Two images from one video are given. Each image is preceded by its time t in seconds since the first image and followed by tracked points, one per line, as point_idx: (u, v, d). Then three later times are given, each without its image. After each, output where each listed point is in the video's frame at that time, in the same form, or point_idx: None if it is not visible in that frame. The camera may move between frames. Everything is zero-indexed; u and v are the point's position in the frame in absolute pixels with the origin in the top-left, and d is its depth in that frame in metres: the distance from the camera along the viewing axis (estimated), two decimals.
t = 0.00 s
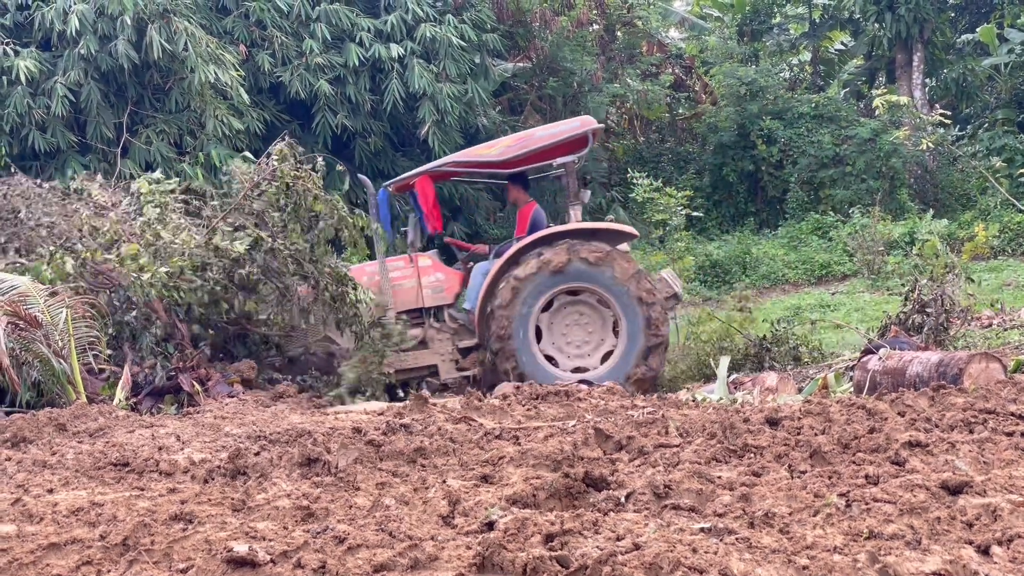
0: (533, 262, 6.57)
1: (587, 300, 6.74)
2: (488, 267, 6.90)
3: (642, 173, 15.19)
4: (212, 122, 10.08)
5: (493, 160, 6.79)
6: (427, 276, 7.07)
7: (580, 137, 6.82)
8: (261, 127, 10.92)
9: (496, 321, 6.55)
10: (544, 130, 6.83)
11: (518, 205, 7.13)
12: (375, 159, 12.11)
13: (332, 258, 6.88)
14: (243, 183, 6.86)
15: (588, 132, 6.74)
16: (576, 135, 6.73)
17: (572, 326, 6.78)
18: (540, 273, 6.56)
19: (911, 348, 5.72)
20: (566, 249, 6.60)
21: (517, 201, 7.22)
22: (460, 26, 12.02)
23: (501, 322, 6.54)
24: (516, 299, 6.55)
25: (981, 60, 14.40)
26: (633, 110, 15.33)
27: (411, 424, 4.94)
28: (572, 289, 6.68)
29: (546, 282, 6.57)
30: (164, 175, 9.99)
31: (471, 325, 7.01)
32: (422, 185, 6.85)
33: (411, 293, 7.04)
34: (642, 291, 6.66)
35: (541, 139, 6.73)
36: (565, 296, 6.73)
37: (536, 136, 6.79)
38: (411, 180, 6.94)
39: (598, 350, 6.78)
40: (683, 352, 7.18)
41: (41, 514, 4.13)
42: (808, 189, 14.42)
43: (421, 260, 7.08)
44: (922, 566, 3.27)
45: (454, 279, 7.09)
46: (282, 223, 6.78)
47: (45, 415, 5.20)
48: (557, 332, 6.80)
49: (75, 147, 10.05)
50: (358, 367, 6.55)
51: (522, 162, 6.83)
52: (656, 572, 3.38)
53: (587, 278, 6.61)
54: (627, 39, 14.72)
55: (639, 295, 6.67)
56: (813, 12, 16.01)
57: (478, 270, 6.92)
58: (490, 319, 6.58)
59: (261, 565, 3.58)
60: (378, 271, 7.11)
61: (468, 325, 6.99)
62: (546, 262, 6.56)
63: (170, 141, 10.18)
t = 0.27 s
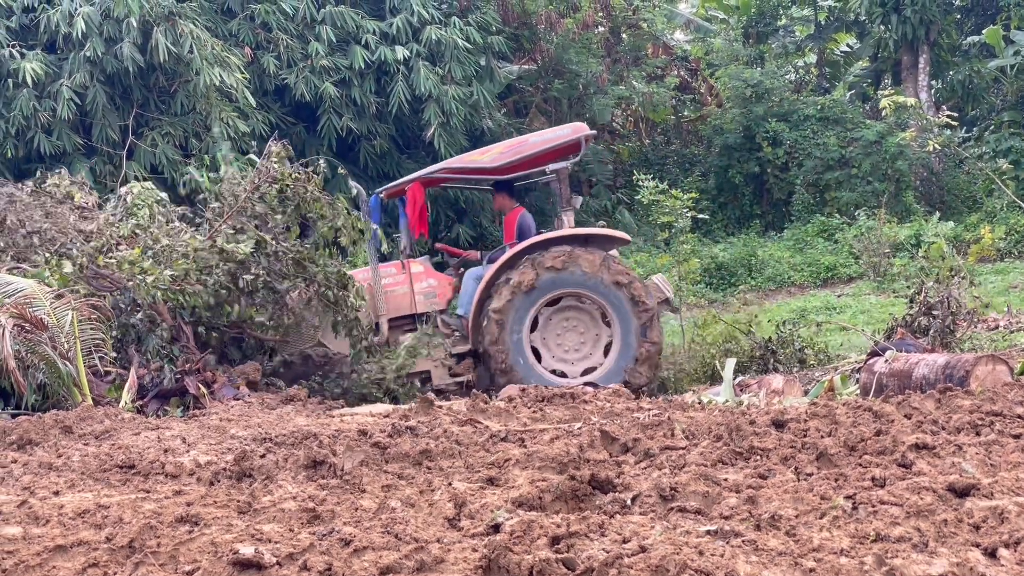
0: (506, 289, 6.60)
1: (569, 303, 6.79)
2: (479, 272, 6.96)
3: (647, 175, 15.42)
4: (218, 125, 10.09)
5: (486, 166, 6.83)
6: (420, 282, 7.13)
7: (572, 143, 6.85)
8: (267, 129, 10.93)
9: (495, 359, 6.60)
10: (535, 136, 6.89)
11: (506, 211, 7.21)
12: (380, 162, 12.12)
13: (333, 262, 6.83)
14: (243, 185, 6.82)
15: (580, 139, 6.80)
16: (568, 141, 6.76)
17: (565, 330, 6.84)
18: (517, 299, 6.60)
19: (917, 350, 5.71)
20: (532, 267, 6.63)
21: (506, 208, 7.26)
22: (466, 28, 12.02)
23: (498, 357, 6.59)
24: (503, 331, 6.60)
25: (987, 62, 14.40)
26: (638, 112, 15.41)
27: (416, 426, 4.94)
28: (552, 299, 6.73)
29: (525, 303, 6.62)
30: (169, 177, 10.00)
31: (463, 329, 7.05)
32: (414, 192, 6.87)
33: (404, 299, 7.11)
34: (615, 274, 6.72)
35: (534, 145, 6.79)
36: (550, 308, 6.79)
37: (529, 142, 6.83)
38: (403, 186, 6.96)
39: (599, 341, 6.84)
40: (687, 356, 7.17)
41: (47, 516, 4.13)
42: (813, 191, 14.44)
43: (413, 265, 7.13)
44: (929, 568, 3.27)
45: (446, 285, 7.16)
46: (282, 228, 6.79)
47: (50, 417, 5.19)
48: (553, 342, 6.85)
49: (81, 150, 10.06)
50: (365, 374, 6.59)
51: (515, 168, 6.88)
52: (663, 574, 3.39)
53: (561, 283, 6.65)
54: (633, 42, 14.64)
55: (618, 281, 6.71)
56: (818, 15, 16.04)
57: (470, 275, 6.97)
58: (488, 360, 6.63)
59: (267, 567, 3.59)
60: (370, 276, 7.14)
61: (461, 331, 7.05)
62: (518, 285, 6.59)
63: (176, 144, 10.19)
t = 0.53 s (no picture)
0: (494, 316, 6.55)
1: (555, 309, 6.78)
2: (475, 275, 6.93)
3: (655, 177, 15.39)
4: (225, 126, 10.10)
5: (481, 170, 6.89)
6: (415, 286, 7.06)
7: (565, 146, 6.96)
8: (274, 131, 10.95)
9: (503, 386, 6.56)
10: (529, 141, 6.97)
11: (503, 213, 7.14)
12: (387, 163, 12.12)
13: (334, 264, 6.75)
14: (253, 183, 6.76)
15: (574, 142, 6.89)
16: (562, 143, 6.88)
17: (560, 334, 6.82)
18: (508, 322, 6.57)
19: (926, 352, 5.70)
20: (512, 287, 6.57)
21: (504, 209, 7.21)
22: (474, 29, 12.02)
23: (506, 381, 6.55)
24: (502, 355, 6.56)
25: (996, 63, 14.36)
26: (645, 113, 15.43)
27: (425, 427, 4.94)
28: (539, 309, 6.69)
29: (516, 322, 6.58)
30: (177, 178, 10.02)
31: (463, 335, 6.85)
32: (411, 194, 6.85)
33: (400, 304, 7.03)
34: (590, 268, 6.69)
35: (529, 149, 6.87)
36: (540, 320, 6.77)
37: (522, 146, 6.91)
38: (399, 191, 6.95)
39: (596, 335, 6.84)
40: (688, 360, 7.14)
41: (57, 517, 4.14)
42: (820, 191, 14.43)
43: (408, 270, 7.06)
44: (939, 570, 3.28)
45: (441, 289, 7.09)
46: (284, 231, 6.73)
47: (60, 418, 5.18)
48: (551, 349, 6.82)
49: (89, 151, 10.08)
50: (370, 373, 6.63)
51: (510, 172, 6.94)
52: None
53: (543, 292, 6.62)
54: (640, 43, 14.61)
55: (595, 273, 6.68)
56: (826, 15, 16.01)
57: (466, 278, 6.94)
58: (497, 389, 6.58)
59: (276, 569, 3.60)
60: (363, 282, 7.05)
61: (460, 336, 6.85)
62: (502, 309, 6.53)
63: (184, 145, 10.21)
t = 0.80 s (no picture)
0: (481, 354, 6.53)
1: (537, 320, 6.72)
2: (466, 278, 6.94)
3: (665, 176, 15.48)
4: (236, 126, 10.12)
5: (475, 175, 6.80)
6: (406, 289, 7.04)
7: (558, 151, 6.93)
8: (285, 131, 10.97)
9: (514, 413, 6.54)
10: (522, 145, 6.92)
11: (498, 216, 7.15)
12: (397, 163, 12.12)
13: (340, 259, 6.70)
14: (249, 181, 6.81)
15: (566, 146, 6.89)
16: (555, 149, 6.85)
17: (551, 340, 6.76)
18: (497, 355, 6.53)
19: (937, 352, 5.69)
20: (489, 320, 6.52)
21: (499, 213, 7.20)
22: (484, 29, 12.01)
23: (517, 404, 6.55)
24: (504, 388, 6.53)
25: (1008, 63, 14.32)
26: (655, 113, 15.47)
27: (436, 427, 4.93)
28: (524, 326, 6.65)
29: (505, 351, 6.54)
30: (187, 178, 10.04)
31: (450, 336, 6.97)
32: (404, 198, 6.81)
33: (392, 307, 6.99)
34: (553, 269, 6.61)
35: (522, 153, 6.81)
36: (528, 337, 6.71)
37: (515, 151, 6.84)
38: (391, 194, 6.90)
39: (585, 327, 6.78)
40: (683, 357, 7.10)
41: (69, 516, 4.15)
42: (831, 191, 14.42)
43: (399, 273, 7.05)
44: (951, 571, 3.29)
45: (432, 292, 7.08)
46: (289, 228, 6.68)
47: (71, 417, 5.18)
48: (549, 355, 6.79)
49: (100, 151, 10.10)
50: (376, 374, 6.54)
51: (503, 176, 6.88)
52: None
53: (519, 309, 6.56)
54: (650, 43, 14.62)
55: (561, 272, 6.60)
56: (838, 15, 15.99)
57: (458, 282, 6.95)
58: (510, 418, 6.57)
59: (287, 568, 3.61)
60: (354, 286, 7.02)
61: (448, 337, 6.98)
62: (488, 342, 6.52)
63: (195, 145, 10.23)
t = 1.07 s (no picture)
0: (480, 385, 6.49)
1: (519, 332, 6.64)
2: (455, 280, 6.93)
3: (677, 175, 15.51)
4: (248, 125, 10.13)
5: (461, 178, 6.80)
6: (394, 292, 6.81)
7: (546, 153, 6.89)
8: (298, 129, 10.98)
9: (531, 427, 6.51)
10: (510, 147, 6.88)
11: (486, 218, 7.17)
12: (410, 161, 12.12)
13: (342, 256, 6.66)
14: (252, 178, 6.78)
15: (553, 149, 6.84)
16: (542, 151, 6.81)
17: (540, 343, 6.68)
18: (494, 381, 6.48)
19: (950, 350, 5.67)
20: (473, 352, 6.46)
21: (488, 215, 7.23)
22: (496, 28, 12.00)
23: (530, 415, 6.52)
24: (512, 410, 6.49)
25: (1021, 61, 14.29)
26: (667, 111, 15.50)
27: (448, 425, 4.93)
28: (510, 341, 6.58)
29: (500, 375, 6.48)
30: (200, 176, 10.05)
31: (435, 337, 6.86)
32: (391, 201, 6.91)
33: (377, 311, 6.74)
34: (515, 275, 6.50)
35: (508, 156, 6.77)
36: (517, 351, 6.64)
37: (503, 153, 6.82)
38: (382, 198, 7.01)
39: (568, 320, 6.67)
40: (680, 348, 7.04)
41: (82, 513, 4.16)
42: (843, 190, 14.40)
43: (388, 276, 6.85)
44: (966, 570, 3.30)
45: (421, 294, 6.85)
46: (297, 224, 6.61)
47: (85, 415, 5.19)
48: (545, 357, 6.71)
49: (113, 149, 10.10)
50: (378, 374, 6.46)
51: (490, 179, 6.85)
52: (696, 574, 3.40)
53: (497, 328, 6.48)
54: (662, 41, 14.62)
55: (524, 278, 6.49)
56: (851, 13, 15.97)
57: (446, 285, 6.94)
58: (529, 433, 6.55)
59: (301, 565, 3.61)
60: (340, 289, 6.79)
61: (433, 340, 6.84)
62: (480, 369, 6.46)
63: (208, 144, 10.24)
